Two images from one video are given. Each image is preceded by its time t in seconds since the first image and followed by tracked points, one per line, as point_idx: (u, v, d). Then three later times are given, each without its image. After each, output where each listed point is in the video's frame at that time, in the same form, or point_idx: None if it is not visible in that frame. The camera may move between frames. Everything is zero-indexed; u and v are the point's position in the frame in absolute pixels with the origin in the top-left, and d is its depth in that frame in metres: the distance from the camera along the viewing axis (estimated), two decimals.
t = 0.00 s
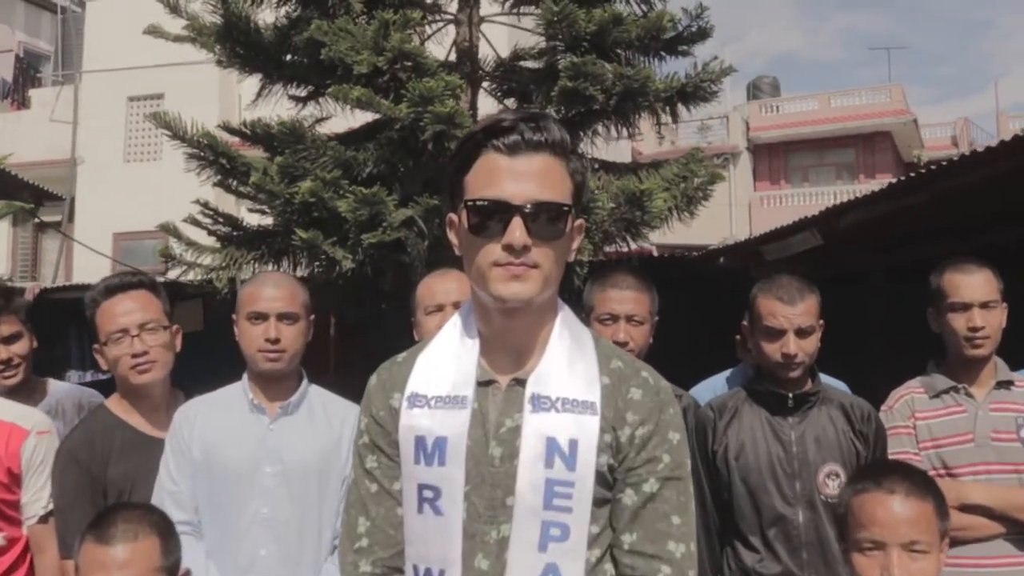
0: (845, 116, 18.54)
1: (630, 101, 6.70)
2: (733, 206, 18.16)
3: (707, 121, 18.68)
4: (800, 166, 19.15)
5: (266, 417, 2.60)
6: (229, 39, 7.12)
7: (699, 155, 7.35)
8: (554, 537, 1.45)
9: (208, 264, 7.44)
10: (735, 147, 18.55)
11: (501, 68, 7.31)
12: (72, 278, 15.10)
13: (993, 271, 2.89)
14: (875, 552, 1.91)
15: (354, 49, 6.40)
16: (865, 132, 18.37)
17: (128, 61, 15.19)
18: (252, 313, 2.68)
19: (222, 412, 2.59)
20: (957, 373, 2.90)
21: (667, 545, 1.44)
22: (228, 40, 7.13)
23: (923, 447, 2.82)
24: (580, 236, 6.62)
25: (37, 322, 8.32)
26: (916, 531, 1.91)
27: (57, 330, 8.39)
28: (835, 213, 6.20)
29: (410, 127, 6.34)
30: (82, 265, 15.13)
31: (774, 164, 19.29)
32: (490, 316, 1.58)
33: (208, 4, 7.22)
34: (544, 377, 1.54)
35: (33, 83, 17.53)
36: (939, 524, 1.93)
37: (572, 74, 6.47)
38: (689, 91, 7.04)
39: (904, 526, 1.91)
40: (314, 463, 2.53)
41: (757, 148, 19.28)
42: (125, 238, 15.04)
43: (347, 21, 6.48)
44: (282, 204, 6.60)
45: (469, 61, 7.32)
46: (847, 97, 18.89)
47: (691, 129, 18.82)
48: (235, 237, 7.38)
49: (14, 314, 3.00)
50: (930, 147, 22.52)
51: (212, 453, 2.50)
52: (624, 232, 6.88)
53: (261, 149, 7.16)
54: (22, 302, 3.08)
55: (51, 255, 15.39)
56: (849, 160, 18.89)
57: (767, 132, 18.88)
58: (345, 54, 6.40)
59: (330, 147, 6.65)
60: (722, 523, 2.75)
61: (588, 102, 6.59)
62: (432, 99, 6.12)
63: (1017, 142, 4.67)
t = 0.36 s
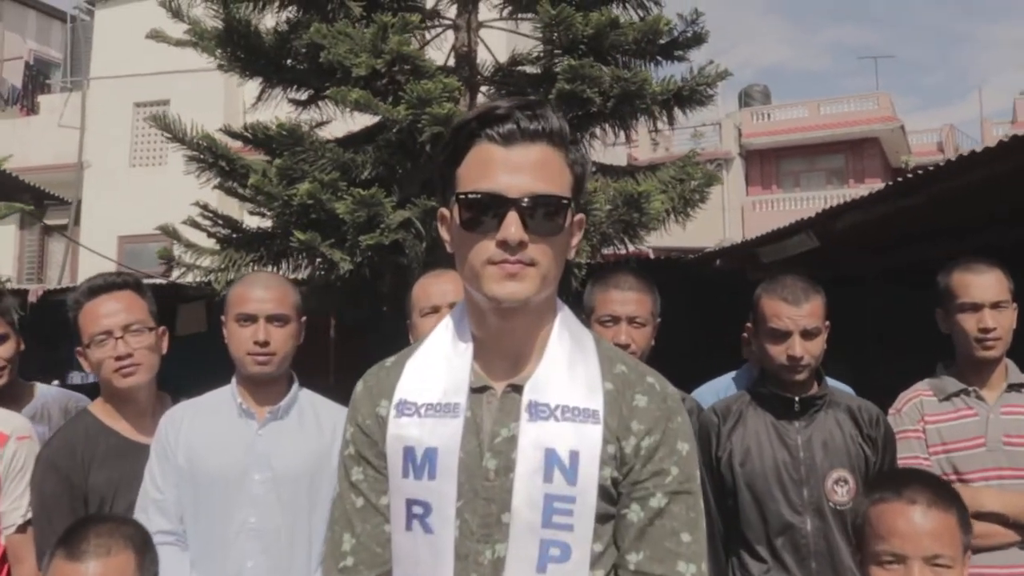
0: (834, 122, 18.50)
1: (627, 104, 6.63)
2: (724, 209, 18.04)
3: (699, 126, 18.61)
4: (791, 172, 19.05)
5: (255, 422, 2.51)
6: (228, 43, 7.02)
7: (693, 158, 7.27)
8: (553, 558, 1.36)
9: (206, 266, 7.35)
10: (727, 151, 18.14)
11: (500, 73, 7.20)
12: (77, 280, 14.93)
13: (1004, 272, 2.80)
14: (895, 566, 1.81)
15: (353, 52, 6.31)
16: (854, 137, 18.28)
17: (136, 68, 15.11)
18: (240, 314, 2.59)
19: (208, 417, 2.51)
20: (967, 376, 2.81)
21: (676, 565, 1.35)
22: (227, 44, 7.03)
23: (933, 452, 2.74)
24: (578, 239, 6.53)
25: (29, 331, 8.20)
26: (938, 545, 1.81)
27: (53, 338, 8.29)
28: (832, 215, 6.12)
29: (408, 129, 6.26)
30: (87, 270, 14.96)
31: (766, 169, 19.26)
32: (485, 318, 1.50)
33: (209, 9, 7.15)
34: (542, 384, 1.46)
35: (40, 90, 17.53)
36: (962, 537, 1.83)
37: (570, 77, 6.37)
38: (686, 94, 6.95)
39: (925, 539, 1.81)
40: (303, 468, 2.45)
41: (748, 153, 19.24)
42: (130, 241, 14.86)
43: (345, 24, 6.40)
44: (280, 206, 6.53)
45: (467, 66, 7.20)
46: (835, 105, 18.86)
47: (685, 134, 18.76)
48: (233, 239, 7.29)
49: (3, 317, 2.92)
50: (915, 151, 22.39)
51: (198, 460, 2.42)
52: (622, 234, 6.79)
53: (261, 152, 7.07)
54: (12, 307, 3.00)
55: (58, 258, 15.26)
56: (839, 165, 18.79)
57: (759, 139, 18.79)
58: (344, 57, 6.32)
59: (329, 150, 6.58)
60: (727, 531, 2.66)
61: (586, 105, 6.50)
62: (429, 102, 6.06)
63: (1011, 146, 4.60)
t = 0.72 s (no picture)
0: (839, 119, 18.48)
1: (628, 104, 6.64)
2: (728, 208, 18.08)
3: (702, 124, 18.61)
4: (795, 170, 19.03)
5: (258, 421, 2.54)
6: (228, 42, 7.03)
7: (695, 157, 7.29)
8: (553, 552, 1.38)
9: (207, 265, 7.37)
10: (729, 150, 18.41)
11: (501, 72, 7.25)
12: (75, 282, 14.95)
13: (1001, 272, 2.82)
14: (889, 562, 1.84)
15: (354, 51, 6.33)
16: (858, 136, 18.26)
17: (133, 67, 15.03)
18: (244, 314, 2.62)
19: (213, 417, 2.53)
20: (965, 376, 2.83)
21: (673, 559, 1.37)
22: (226, 44, 7.04)
23: (930, 451, 2.76)
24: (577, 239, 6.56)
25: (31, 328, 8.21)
26: (931, 541, 1.83)
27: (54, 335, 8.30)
28: (834, 215, 6.14)
29: (409, 129, 6.28)
30: (84, 269, 15.00)
31: (769, 168, 19.22)
32: (488, 318, 1.52)
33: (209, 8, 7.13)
34: (543, 382, 1.48)
35: (38, 87, 17.50)
36: (956, 533, 1.85)
37: (571, 76, 6.40)
38: (687, 93, 6.97)
39: (919, 536, 1.84)
40: (307, 467, 2.47)
41: (751, 152, 19.21)
42: (128, 240, 14.84)
43: (346, 23, 6.42)
44: (281, 205, 6.55)
45: (468, 65, 7.21)
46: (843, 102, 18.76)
47: (687, 132, 18.75)
48: (234, 238, 7.31)
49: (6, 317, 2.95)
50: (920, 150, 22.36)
51: (203, 459, 2.44)
52: (623, 233, 6.81)
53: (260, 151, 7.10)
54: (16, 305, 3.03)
55: (55, 257, 15.27)
56: (844, 163, 18.77)
57: (763, 137, 18.75)
58: (343, 56, 6.33)
59: (329, 149, 6.59)
60: (725, 529, 2.68)
61: (587, 104, 6.52)
62: (429, 101, 6.08)
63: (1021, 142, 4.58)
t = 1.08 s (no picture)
0: (849, 112, 18.54)
1: (631, 101, 6.70)
2: (736, 202, 18.13)
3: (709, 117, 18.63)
4: (804, 163, 19.07)
5: (271, 413, 2.64)
6: (231, 39, 7.10)
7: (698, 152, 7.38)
8: (554, 528, 1.49)
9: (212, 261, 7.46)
10: (737, 143, 18.39)
11: (503, 67, 7.33)
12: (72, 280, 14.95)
13: (989, 271, 2.92)
14: (868, 546, 1.96)
15: (356, 48, 6.44)
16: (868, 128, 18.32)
17: (133, 60, 14.99)
18: (257, 310, 2.72)
19: (228, 409, 2.63)
20: (953, 372, 2.93)
21: (664, 537, 1.49)
22: (230, 40, 7.11)
23: (920, 444, 2.86)
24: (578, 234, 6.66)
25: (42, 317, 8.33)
26: (908, 526, 1.96)
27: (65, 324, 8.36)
28: (836, 211, 6.22)
29: (412, 126, 6.37)
30: (82, 264, 14.98)
31: (778, 161, 19.21)
32: (493, 315, 1.62)
33: (212, 3, 7.17)
34: (545, 374, 1.58)
35: (33, 80, 17.41)
36: (932, 519, 1.97)
37: (573, 74, 6.51)
38: (691, 90, 7.02)
39: (897, 521, 1.96)
40: (319, 457, 2.57)
41: (759, 145, 19.21)
42: (125, 236, 14.91)
43: (350, 21, 6.50)
44: (285, 202, 6.65)
45: (470, 60, 7.27)
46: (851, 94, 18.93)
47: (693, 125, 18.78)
48: (237, 234, 7.40)
49: (24, 312, 3.04)
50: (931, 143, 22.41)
51: (219, 449, 2.55)
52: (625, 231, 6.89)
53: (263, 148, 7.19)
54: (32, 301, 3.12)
55: (51, 253, 15.23)
56: (855, 156, 18.82)
57: (770, 129, 18.76)
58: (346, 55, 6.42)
59: (333, 146, 6.68)
60: (720, 518, 2.79)
61: (589, 101, 6.62)
62: (433, 99, 6.15)
63: None
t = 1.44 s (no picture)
0: (857, 102, 18.63)
1: (633, 98, 6.80)
2: (743, 192, 18.23)
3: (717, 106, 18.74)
4: (811, 153, 19.16)
5: (288, 402, 2.78)
6: (243, 38, 7.22)
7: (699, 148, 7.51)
8: (554, 503, 1.64)
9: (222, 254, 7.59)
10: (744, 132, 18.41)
11: (509, 62, 7.43)
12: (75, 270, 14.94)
13: (970, 267, 3.06)
14: (848, 526, 2.13)
15: (367, 48, 6.56)
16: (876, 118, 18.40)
17: (138, 48, 15.03)
18: (275, 304, 2.87)
19: (246, 398, 2.77)
20: (938, 363, 3.06)
21: (653, 510, 1.65)
22: (242, 39, 7.23)
23: (906, 432, 2.99)
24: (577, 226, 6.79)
25: (72, 308, 9.26)
26: (884, 506, 2.12)
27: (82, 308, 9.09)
28: (835, 206, 6.29)
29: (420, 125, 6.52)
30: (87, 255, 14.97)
31: (784, 151, 19.31)
32: (499, 311, 1.77)
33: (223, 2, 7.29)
34: (547, 362, 1.73)
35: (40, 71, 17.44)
36: (905, 499, 2.13)
37: (576, 73, 6.67)
38: (692, 85, 7.11)
39: (873, 501, 2.12)
40: (334, 442, 2.71)
41: (766, 135, 19.30)
42: (130, 227, 14.85)
43: (360, 21, 6.63)
44: (295, 197, 6.78)
45: (476, 57, 7.38)
46: (858, 84, 19.05)
47: (700, 116, 18.88)
48: (247, 228, 7.54)
49: (57, 305, 3.20)
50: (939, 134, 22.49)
51: (238, 436, 2.69)
52: (626, 226, 7.01)
53: (273, 144, 7.33)
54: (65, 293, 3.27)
55: (55, 244, 15.19)
56: (862, 146, 18.91)
57: (777, 119, 18.85)
58: (357, 54, 6.56)
59: (342, 143, 6.81)
60: (715, 502, 2.93)
61: (592, 99, 6.76)
62: (442, 98, 6.29)
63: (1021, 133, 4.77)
